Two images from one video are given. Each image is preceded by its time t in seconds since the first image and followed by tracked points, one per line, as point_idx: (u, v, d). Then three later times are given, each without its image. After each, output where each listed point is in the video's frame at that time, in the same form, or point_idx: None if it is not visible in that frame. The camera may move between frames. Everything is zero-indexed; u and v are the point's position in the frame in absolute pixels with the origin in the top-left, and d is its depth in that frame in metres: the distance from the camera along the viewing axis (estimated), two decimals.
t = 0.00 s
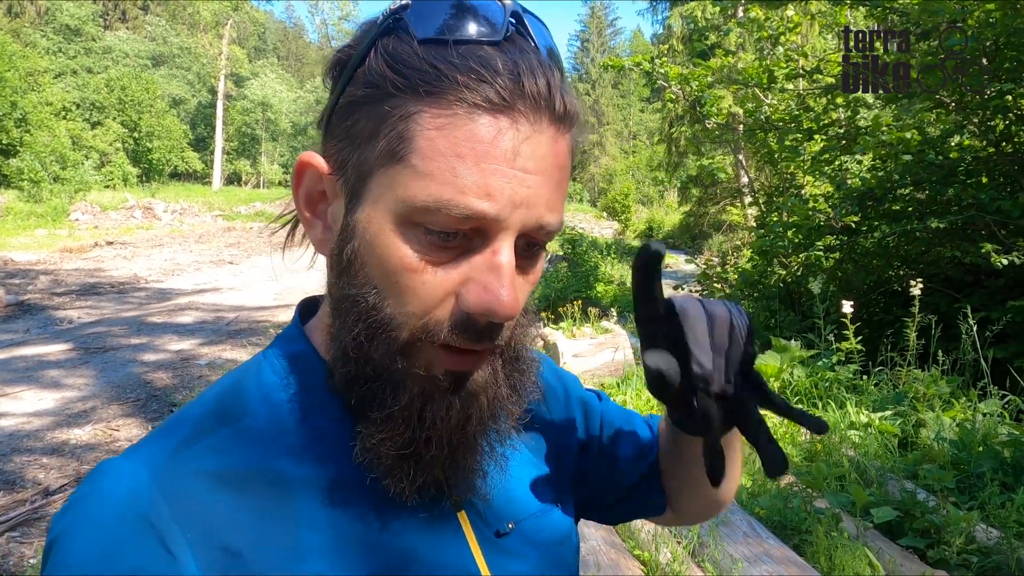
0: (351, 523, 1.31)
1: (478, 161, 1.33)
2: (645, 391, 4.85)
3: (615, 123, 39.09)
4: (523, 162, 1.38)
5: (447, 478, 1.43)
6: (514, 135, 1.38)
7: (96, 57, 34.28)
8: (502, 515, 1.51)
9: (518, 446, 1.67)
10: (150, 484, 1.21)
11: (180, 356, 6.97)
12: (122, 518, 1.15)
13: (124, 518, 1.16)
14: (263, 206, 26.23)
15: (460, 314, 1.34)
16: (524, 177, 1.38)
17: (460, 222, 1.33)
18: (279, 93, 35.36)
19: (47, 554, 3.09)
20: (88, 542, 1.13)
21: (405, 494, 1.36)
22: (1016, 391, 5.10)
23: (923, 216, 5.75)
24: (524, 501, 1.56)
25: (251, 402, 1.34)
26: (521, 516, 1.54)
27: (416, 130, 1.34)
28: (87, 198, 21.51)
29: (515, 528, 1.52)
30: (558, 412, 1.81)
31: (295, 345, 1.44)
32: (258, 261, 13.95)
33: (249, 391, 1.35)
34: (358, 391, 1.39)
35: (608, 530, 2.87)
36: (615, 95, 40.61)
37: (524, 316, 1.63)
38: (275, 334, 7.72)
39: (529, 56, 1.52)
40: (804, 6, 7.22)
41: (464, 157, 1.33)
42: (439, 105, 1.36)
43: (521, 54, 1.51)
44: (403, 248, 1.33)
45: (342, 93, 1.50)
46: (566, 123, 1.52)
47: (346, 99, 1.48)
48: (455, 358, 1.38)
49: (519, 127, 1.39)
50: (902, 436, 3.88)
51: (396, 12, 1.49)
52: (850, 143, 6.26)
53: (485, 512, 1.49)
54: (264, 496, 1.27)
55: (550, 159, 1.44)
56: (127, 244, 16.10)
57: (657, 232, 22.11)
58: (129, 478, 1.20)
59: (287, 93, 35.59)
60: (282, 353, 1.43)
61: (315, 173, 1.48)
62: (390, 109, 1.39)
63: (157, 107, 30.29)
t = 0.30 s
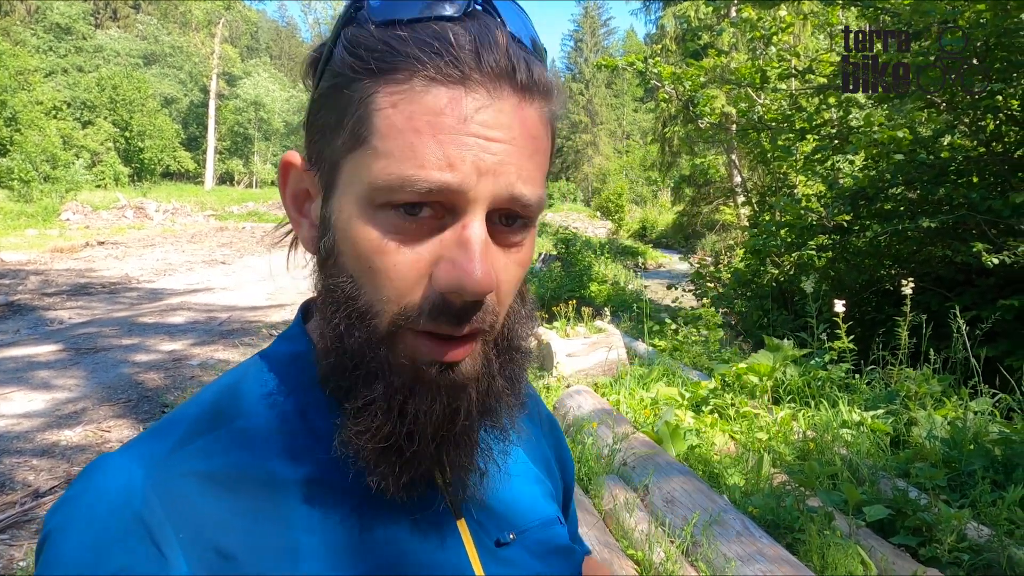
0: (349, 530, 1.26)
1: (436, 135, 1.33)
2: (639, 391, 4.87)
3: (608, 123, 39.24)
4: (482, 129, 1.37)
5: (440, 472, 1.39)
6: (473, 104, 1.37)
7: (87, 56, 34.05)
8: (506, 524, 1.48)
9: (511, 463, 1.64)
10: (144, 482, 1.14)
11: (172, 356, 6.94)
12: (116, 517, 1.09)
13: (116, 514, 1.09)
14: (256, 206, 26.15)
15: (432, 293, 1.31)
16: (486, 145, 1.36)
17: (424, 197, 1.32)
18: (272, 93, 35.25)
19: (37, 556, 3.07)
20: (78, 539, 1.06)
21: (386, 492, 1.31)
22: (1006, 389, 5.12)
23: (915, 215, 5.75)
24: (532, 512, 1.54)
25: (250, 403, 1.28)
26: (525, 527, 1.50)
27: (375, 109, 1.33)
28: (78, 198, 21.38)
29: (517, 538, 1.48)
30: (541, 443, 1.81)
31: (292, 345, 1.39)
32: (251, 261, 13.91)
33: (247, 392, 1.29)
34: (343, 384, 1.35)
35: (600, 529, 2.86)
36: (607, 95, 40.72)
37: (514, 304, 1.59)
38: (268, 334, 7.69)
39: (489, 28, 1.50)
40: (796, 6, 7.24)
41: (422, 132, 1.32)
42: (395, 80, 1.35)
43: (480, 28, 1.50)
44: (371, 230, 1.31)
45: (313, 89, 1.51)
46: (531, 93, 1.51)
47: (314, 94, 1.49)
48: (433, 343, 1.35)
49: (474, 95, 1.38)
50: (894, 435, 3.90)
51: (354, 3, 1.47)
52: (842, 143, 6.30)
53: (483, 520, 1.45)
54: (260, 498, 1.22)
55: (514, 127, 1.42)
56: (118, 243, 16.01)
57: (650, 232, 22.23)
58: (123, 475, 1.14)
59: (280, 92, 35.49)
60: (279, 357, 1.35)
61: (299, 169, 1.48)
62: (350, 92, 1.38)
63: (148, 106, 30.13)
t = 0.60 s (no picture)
0: (357, 530, 1.24)
1: (432, 124, 1.33)
2: (635, 392, 4.88)
3: (605, 125, 39.35)
4: (476, 118, 1.37)
5: (434, 460, 1.39)
6: (467, 95, 1.37)
7: (83, 54, 33.93)
8: (505, 527, 1.47)
9: (505, 468, 1.62)
10: (155, 482, 1.13)
11: (167, 356, 6.91)
12: (123, 517, 1.08)
13: (128, 515, 1.08)
14: (253, 206, 26.12)
15: (429, 278, 1.31)
16: (481, 134, 1.36)
17: (421, 184, 1.32)
18: (269, 92, 35.23)
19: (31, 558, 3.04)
20: (90, 540, 1.05)
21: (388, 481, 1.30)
22: (1001, 392, 5.14)
23: (911, 219, 5.78)
24: (528, 516, 1.53)
25: (258, 404, 1.25)
26: (523, 530, 1.49)
27: (372, 102, 1.34)
28: (74, 197, 21.36)
29: (517, 541, 1.46)
30: (531, 450, 1.79)
31: (296, 346, 1.37)
32: (247, 261, 13.89)
33: (253, 392, 1.26)
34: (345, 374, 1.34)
35: (596, 531, 2.85)
36: (604, 97, 40.83)
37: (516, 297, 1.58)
38: (264, 335, 7.67)
39: (483, 23, 1.49)
40: (793, 9, 7.26)
41: (418, 121, 1.32)
42: (392, 73, 1.35)
43: (475, 23, 1.49)
44: (368, 216, 1.31)
45: (316, 94, 1.52)
46: (525, 85, 1.50)
47: (318, 97, 1.49)
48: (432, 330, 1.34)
49: (468, 85, 1.38)
50: (889, 438, 3.90)
51: (355, 7, 1.47)
52: (838, 146, 6.32)
53: (482, 521, 1.44)
54: (270, 497, 1.19)
55: (508, 116, 1.41)
56: (113, 243, 15.95)
57: (646, 234, 22.36)
58: (133, 476, 1.13)
59: (277, 92, 35.47)
60: (281, 358, 1.33)
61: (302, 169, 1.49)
62: (349, 88, 1.39)
63: (145, 105, 30.05)
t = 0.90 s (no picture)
0: (355, 534, 1.24)
1: (442, 134, 1.31)
2: (636, 392, 4.88)
3: (605, 124, 39.40)
4: (484, 127, 1.35)
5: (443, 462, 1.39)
6: (473, 104, 1.36)
7: (83, 57, 33.95)
8: (502, 527, 1.46)
9: (505, 467, 1.61)
10: (149, 490, 1.13)
11: (168, 358, 6.92)
12: (118, 527, 1.08)
13: (124, 524, 1.08)
14: (254, 207, 26.15)
15: (444, 286, 1.30)
16: (489, 143, 1.35)
17: (434, 194, 1.30)
18: (269, 94, 35.27)
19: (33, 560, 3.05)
20: (85, 547, 1.06)
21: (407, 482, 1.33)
22: (1002, 391, 5.14)
23: (911, 217, 5.78)
24: (524, 516, 1.52)
25: (254, 409, 1.24)
26: (520, 530, 1.49)
27: (378, 111, 1.30)
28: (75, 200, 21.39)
29: (513, 541, 1.46)
30: (531, 451, 1.78)
31: (294, 351, 1.33)
32: (248, 263, 13.90)
33: (248, 399, 1.25)
34: (354, 381, 1.32)
35: (598, 532, 2.85)
36: (605, 97, 40.87)
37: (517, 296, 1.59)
38: (265, 336, 7.68)
39: (478, 30, 1.48)
40: (792, 8, 7.27)
41: (428, 132, 1.31)
42: (397, 83, 1.32)
43: (473, 31, 1.47)
44: (379, 226, 1.29)
45: (306, 97, 1.45)
46: (524, 91, 1.49)
47: (310, 101, 1.42)
48: (445, 334, 1.34)
49: (474, 94, 1.36)
50: (890, 437, 3.90)
51: (346, 12, 1.44)
52: (838, 145, 6.32)
53: (481, 522, 1.43)
54: (268, 503, 1.20)
55: (513, 123, 1.41)
56: (114, 245, 15.96)
57: (647, 233, 22.41)
58: (128, 483, 1.13)
59: (277, 94, 35.51)
60: (277, 362, 1.32)
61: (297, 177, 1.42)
62: (351, 97, 1.35)
63: (145, 107, 30.09)
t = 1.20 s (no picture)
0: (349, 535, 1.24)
1: (439, 133, 1.30)
2: (637, 392, 4.88)
3: (605, 124, 39.41)
4: (478, 126, 1.34)
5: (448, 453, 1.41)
6: (467, 103, 1.35)
7: (83, 58, 33.94)
8: (497, 520, 1.45)
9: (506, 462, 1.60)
10: (142, 498, 1.13)
11: (169, 359, 6.92)
12: (111, 535, 1.09)
13: (117, 532, 1.09)
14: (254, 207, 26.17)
15: (447, 281, 1.31)
16: (484, 141, 1.35)
17: (432, 194, 1.30)
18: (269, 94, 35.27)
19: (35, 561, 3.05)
20: (80, 558, 1.07)
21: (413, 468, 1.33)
22: (1003, 388, 5.14)
23: (912, 215, 5.77)
24: (520, 510, 1.51)
25: (244, 414, 1.24)
26: (515, 524, 1.47)
27: (372, 113, 1.29)
28: (75, 202, 21.40)
29: (509, 535, 1.44)
30: (531, 447, 1.77)
31: (285, 354, 1.33)
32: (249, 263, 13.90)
33: (240, 404, 1.26)
34: (358, 379, 1.32)
35: (600, 531, 2.85)
36: (604, 96, 40.88)
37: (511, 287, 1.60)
38: (266, 337, 7.68)
39: (464, 29, 1.47)
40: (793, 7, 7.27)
41: (424, 133, 1.30)
42: (390, 84, 1.31)
43: (460, 31, 1.46)
44: (379, 226, 1.28)
45: (292, 100, 1.42)
46: (512, 88, 1.49)
47: (298, 104, 1.40)
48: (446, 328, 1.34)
49: (468, 93, 1.36)
50: (892, 435, 3.90)
51: (330, 14, 1.42)
52: (838, 144, 6.30)
53: (479, 515, 1.43)
54: (261, 506, 1.20)
55: (506, 119, 1.41)
56: (114, 246, 15.97)
57: (647, 232, 22.45)
58: (121, 492, 1.13)
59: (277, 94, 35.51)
60: (270, 365, 1.32)
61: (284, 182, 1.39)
62: (342, 99, 1.33)
63: (145, 108, 30.11)
